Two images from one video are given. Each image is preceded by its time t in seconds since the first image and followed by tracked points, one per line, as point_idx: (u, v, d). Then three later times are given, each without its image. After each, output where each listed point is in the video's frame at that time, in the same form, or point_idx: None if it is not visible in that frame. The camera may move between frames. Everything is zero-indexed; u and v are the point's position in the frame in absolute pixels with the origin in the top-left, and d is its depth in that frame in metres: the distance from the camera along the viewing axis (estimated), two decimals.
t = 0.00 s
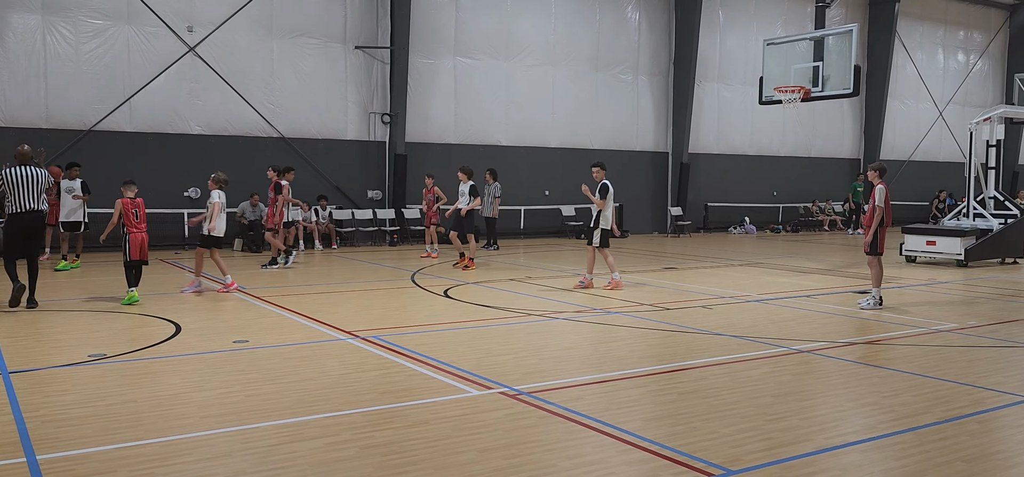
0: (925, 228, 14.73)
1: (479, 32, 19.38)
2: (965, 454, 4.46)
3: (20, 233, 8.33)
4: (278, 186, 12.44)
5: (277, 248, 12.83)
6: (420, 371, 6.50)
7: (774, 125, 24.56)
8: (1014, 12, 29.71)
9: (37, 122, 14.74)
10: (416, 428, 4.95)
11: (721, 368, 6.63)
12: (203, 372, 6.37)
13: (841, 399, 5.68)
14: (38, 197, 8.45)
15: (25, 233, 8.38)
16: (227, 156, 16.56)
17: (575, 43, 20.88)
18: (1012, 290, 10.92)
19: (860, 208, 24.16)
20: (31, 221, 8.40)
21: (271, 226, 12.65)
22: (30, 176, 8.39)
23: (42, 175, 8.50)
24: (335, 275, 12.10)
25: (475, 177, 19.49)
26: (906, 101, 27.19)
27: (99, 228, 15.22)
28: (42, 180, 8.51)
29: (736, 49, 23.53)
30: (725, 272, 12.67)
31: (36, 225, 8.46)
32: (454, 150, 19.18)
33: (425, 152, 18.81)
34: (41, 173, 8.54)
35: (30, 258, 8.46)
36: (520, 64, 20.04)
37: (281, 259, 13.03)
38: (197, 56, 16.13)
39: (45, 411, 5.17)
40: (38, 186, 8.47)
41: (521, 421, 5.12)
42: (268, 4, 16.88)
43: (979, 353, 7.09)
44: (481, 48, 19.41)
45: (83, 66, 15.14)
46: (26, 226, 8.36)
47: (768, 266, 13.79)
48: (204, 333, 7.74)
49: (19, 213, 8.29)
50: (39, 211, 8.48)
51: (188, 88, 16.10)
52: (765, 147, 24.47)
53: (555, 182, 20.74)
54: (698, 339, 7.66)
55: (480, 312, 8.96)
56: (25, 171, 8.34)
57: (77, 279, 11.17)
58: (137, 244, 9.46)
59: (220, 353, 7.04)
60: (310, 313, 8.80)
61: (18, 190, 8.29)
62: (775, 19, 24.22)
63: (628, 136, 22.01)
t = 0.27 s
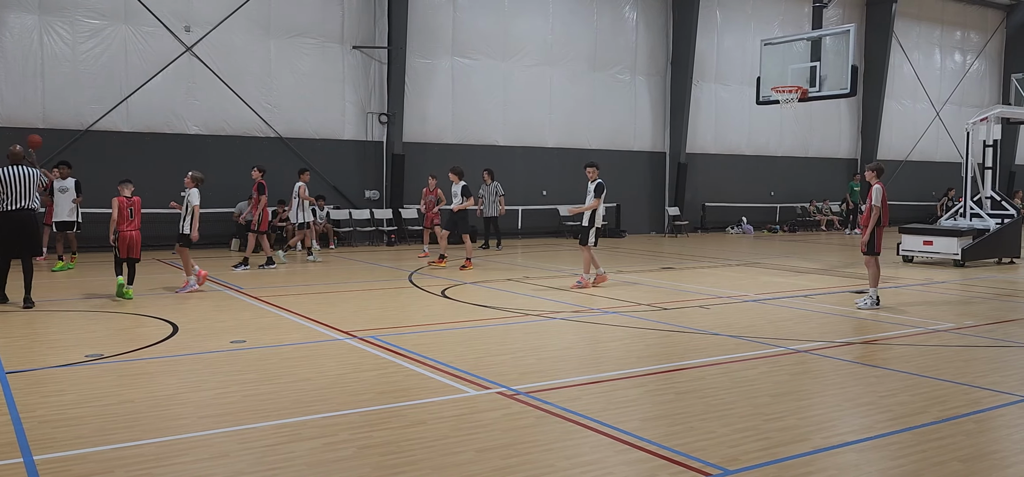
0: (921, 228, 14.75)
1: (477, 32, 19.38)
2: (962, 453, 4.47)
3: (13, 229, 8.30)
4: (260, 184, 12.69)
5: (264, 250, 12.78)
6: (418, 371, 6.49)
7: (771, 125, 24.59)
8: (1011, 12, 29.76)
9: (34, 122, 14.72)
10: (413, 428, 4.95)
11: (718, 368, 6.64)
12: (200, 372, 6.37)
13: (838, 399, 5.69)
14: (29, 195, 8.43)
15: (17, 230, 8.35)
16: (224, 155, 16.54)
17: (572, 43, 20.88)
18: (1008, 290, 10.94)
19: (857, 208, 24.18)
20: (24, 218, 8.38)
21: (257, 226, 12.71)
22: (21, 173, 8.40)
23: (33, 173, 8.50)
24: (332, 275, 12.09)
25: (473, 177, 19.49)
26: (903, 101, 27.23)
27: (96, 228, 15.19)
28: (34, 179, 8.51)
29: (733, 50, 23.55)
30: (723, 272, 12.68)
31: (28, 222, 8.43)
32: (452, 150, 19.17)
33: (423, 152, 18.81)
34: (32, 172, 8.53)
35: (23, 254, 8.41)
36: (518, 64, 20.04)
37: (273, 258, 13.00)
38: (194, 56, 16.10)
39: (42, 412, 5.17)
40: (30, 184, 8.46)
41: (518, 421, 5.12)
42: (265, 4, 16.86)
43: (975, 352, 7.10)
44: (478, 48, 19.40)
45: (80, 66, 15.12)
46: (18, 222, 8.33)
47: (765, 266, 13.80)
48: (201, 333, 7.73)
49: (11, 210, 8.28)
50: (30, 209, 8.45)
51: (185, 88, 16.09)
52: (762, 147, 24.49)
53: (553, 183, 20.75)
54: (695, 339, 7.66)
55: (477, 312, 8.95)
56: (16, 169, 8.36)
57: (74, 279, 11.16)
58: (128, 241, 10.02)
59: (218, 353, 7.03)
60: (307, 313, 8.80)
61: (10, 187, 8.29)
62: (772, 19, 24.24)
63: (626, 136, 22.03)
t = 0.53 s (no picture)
0: (920, 228, 14.75)
1: (476, 32, 19.38)
2: (960, 453, 4.47)
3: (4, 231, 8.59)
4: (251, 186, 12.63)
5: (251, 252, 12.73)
6: (417, 371, 6.49)
7: (770, 125, 24.60)
8: (1009, 12, 29.78)
9: (32, 122, 14.70)
10: (412, 428, 4.95)
11: (717, 368, 6.64)
12: (199, 372, 6.37)
13: (837, 399, 5.69)
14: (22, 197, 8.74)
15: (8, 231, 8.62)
16: (223, 155, 16.52)
17: (571, 43, 20.88)
18: (1006, 290, 10.95)
19: (856, 207, 24.20)
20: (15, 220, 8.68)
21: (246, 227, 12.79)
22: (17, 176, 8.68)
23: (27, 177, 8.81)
24: (331, 275, 12.09)
25: (471, 177, 19.49)
26: (901, 101, 27.25)
27: (95, 228, 15.17)
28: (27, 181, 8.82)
29: (732, 49, 23.56)
30: (721, 272, 12.69)
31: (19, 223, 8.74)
32: (451, 150, 19.17)
33: (422, 152, 18.81)
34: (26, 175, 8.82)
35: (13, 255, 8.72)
36: (517, 64, 20.04)
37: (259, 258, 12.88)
38: (193, 56, 16.10)
39: (41, 412, 5.17)
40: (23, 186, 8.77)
41: (517, 421, 5.12)
42: (264, 4, 16.85)
43: (974, 352, 7.11)
44: (477, 48, 19.41)
45: (79, 66, 15.11)
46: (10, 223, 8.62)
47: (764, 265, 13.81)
48: (200, 333, 7.73)
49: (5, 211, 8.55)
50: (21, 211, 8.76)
51: (184, 88, 16.08)
52: (761, 147, 24.51)
53: (551, 183, 20.76)
54: (694, 339, 7.66)
55: (476, 312, 8.96)
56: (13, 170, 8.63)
57: (73, 279, 11.16)
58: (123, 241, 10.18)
59: (216, 353, 7.03)
60: (306, 313, 8.79)
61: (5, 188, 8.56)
62: (771, 19, 24.25)
63: (625, 136, 22.04)
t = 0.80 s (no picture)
0: (920, 228, 14.76)
1: (475, 32, 19.37)
2: (960, 453, 4.48)
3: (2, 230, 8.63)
4: (254, 186, 12.68)
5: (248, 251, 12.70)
6: (417, 371, 6.49)
7: (770, 125, 24.60)
8: (1009, 12, 29.78)
9: (32, 122, 14.70)
10: (411, 428, 4.95)
11: (717, 368, 6.64)
12: (198, 372, 6.36)
13: (836, 399, 5.69)
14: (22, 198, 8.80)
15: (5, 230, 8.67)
16: (223, 155, 16.53)
17: (571, 43, 20.88)
18: (1006, 289, 10.96)
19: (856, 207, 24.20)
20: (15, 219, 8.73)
21: (250, 228, 12.78)
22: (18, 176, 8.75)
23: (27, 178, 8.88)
24: (331, 275, 12.09)
25: (471, 177, 19.49)
26: (901, 101, 27.25)
27: (95, 228, 15.17)
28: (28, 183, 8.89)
29: (732, 50, 23.55)
30: (721, 272, 12.69)
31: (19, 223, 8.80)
32: (450, 150, 19.16)
33: (422, 152, 18.81)
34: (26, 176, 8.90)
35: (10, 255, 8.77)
36: (517, 64, 20.04)
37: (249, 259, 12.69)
38: (193, 56, 16.10)
39: (40, 412, 5.17)
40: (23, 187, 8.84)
41: (517, 421, 5.12)
42: (264, 4, 16.85)
43: (974, 352, 7.11)
44: (477, 48, 19.41)
45: (78, 66, 15.10)
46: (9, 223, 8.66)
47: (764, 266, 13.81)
48: (200, 334, 7.73)
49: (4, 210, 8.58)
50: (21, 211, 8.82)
51: (184, 88, 16.08)
52: (761, 147, 24.51)
53: (551, 183, 20.76)
54: (694, 339, 7.66)
55: (475, 312, 8.96)
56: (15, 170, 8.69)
57: (72, 279, 11.16)
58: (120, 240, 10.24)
59: (216, 353, 7.03)
60: (305, 313, 8.80)
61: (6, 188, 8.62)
62: (771, 19, 24.25)
63: (625, 136, 22.04)
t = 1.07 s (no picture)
0: (922, 228, 14.74)
1: (477, 32, 19.36)
2: (962, 453, 4.47)
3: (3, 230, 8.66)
4: (262, 185, 12.90)
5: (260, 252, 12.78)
6: (418, 371, 6.49)
7: (772, 125, 24.58)
8: (1012, 12, 29.72)
9: (34, 122, 14.71)
10: (413, 428, 4.95)
11: (718, 368, 6.64)
12: (200, 372, 6.37)
13: (839, 399, 5.69)
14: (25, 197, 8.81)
15: (6, 230, 8.69)
16: (225, 156, 16.53)
17: (573, 43, 20.88)
18: (1009, 290, 10.94)
19: (858, 207, 24.18)
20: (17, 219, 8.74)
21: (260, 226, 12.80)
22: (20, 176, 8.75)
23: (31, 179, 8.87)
24: (333, 275, 12.09)
25: (474, 177, 19.49)
26: (903, 101, 27.21)
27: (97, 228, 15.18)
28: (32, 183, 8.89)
29: (734, 49, 23.53)
30: (723, 272, 12.67)
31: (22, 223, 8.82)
32: (452, 150, 19.16)
33: (423, 152, 18.81)
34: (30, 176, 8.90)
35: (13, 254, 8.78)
36: (519, 64, 20.04)
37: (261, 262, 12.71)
38: (195, 56, 16.11)
39: (42, 412, 5.17)
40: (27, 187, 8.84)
41: (518, 421, 5.12)
42: (265, 4, 16.85)
43: (976, 352, 7.10)
44: (479, 48, 19.41)
45: (81, 66, 15.12)
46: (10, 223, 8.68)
47: (766, 266, 13.80)
48: (202, 334, 7.73)
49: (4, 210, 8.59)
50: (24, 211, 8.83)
51: (186, 88, 16.09)
52: (763, 147, 24.49)
53: (553, 183, 20.75)
54: (696, 340, 7.65)
55: (477, 312, 8.96)
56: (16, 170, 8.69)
57: (75, 279, 11.17)
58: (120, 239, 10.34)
59: (218, 354, 7.03)
60: (307, 313, 8.80)
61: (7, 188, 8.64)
62: (773, 19, 24.23)
63: (627, 136, 22.04)
